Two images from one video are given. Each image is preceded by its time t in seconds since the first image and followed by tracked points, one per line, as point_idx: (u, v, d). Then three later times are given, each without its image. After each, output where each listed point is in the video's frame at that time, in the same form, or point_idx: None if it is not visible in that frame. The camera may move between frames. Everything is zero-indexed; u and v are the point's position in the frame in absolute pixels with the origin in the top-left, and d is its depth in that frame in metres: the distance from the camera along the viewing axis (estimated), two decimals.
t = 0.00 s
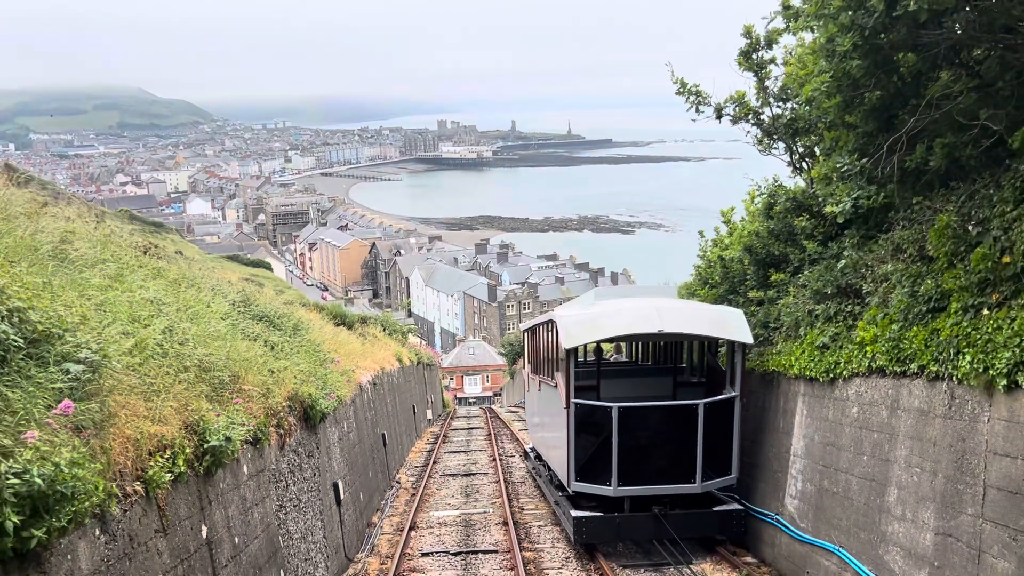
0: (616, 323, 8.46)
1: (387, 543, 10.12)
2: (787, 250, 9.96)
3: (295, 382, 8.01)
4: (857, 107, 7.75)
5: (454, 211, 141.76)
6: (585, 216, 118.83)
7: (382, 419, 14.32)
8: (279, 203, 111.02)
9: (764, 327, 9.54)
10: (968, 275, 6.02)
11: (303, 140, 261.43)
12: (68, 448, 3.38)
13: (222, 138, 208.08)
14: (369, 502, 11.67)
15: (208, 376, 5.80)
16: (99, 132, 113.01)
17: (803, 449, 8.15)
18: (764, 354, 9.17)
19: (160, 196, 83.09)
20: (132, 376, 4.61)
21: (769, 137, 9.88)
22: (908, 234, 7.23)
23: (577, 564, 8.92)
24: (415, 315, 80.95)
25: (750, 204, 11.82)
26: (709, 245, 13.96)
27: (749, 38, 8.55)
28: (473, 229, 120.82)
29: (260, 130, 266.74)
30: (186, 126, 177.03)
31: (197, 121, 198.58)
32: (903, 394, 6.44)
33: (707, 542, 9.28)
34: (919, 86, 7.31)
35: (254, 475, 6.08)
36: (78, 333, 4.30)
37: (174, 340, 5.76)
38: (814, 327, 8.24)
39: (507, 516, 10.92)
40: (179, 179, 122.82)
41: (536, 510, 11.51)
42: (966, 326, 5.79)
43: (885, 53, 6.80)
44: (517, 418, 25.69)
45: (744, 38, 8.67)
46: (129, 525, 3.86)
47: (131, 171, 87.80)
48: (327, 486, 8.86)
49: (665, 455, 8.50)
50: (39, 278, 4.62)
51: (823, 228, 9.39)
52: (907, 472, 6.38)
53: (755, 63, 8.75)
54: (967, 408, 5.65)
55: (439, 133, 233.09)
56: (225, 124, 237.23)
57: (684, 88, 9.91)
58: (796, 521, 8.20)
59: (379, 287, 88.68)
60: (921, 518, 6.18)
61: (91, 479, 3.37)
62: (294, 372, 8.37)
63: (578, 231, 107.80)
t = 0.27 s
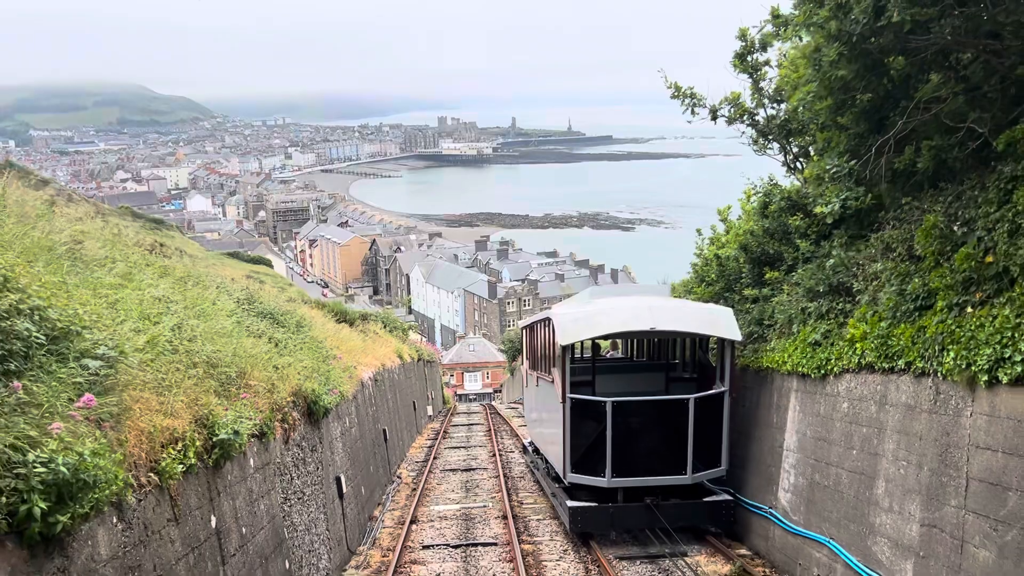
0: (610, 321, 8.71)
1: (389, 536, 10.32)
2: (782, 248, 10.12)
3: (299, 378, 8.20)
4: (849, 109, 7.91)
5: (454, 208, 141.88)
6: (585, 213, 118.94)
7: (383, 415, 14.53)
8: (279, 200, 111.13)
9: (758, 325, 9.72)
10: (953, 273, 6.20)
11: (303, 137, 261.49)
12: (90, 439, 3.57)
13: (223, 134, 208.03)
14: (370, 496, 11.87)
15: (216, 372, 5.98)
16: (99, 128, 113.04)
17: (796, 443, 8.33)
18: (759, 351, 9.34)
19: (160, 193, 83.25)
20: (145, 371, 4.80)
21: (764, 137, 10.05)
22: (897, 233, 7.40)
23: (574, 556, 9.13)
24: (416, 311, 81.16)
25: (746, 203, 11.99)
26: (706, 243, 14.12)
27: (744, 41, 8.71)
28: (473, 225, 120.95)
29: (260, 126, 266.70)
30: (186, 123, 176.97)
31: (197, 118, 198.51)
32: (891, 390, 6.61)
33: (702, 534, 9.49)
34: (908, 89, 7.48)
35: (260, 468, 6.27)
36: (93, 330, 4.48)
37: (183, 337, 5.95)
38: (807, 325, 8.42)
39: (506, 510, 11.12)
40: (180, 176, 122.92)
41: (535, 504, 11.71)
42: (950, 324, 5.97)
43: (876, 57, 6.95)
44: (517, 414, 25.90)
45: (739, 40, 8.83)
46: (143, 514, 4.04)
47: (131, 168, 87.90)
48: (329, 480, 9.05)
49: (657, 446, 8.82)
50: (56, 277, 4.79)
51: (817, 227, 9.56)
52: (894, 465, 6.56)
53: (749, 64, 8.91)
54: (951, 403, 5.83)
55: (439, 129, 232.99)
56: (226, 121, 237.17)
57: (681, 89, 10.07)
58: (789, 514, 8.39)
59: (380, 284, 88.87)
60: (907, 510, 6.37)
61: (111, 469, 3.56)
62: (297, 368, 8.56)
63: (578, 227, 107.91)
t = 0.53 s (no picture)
0: (607, 318, 8.93)
1: (390, 529, 10.50)
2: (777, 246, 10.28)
3: (302, 373, 8.36)
4: (842, 110, 8.05)
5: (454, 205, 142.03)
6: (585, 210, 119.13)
7: (384, 411, 14.71)
8: (280, 197, 111.23)
9: (754, 322, 9.88)
10: (941, 272, 6.36)
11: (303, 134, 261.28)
12: (107, 431, 3.74)
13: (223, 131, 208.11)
14: (372, 490, 12.05)
15: (223, 367, 6.15)
16: (99, 125, 113.09)
17: (790, 438, 8.50)
18: (754, 347, 9.52)
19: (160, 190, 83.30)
20: (157, 367, 4.97)
21: (760, 137, 10.21)
22: (889, 233, 7.56)
23: (572, 549, 9.31)
24: (416, 308, 81.34)
25: (743, 202, 12.15)
26: (704, 241, 14.28)
27: (739, 42, 8.86)
28: (473, 223, 121.07)
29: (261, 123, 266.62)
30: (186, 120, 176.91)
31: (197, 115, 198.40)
32: (882, 385, 6.77)
33: (697, 527, 9.66)
34: (900, 91, 7.63)
35: (265, 461, 6.43)
36: (107, 327, 4.64)
37: (191, 333, 6.12)
38: (801, 322, 8.57)
39: (505, 504, 11.29)
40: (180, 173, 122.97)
41: (535, 498, 11.89)
42: (937, 321, 6.13)
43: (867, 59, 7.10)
44: (517, 410, 26.12)
45: (735, 42, 8.97)
46: (155, 503, 4.21)
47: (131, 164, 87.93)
48: (332, 474, 9.22)
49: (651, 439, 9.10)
50: (69, 275, 4.94)
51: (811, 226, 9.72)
52: (884, 459, 6.73)
53: (745, 66, 9.05)
54: (937, 398, 6.00)
55: (440, 126, 232.91)
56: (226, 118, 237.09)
57: (677, 90, 10.23)
58: (783, 507, 8.55)
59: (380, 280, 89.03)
60: (896, 502, 6.53)
61: (126, 460, 3.72)
62: (301, 364, 8.73)
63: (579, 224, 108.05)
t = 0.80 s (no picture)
0: (602, 318, 9.21)
1: (391, 522, 10.68)
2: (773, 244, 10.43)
3: (305, 369, 8.53)
4: (835, 111, 8.19)
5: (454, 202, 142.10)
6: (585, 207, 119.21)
7: (385, 406, 14.89)
8: (280, 193, 111.29)
9: (749, 319, 10.05)
10: (929, 270, 6.53)
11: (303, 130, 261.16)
12: (123, 423, 3.91)
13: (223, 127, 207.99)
14: (373, 485, 12.22)
15: (230, 363, 6.32)
16: (99, 122, 113.14)
17: (783, 433, 8.67)
18: (749, 344, 9.69)
19: (161, 187, 83.36)
20: (167, 362, 5.14)
21: (755, 137, 10.37)
22: (880, 232, 7.72)
23: (570, 542, 9.49)
24: (416, 305, 81.51)
25: (739, 201, 12.31)
26: (701, 239, 14.43)
27: (735, 44, 9.01)
28: (473, 219, 121.17)
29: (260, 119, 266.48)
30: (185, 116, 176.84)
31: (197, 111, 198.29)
32: (871, 380, 6.93)
33: (693, 521, 9.83)
34: (891, 92, 7.78)
35: (270, 455, 6.60)
36: (119, 324, 4.81)
37: (199, 330, 6.29)
38: (794, 319, 8.74)
39: (504, 498, 11.47)
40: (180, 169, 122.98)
41: (533, 492, 12.07)
42: (925, 318, 6.29)
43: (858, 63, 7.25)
44: (516, 407, 26.32)
45: (730, 44, 9.12)
46: (167, 494, 4.37)
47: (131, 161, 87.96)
48: (334, 468, 9.39)
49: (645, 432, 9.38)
50: (82, 273, 5.11)
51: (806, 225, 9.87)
52: (873, 453, 6.89)
53: (740, 67, 9.21)
54: (924, 393, 6.16)
55: (439, 123, 232.78)
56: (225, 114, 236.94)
57: (674, 91, 10.39)
58: (777, 500, 8.72)
59: (380, 277, 89.19)
60: (885, 494, 6.70)
61: (141, 451, 3.89)
62: (304, 360, 8.90)
63: (578, 221, 108.15)
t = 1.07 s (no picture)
0: (597, 316, 9.43)
1: (392, 516, 10.86)
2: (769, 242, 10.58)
3: (308, 365, 8.70)
4: (828, 112, 8.35)
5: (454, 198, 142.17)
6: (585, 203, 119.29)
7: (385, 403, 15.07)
8: (280, 190, 111.36)
9: (745, 315, 10.22)
10: (917, 269, 6.69)
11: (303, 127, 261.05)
12: (137, 415, 4.08)
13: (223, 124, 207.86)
14: (374, 479, 12.39)
15: (236, 359, 6.49)
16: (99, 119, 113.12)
17: (777, 427, 8.84)
18: (744, 341, 9.85)
19: (161, 184, 83.40)
20: (177, 357, 5.31)
21: (751, 137, 10.52)
22: (871, 231, 7.87)
23: (567, 534, 9.67)
24: (416, 302, 81.68)
25: (736, 199, 12.46)
26: (698, 237, 14.59)
27: (730, 46, 9.16)
28: (472, 216, 121.27)
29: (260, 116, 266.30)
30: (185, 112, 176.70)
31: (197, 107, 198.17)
32: (862, 376, 7.10)
33: (689, 514, 10.00)
34: (883, 94, 7.93)
35: (274, 448, 6.77)
36: (131, 320, 5.00)
37: (206, 327, 6.46)
38: (788, 316, 8.90)
39: (504, 492, 11.65)
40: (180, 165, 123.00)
41: (532, 487, 12.24)
42: (913, 315, 6.46)
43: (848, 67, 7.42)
44: (516, 403, 26.51)
45: (726, 46, 9.27)
46: (177, 484, 4.54)
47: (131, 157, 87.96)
48: (336, 462, 9.56)
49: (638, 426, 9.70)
50: (95, 271, 5.28)
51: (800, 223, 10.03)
52: (864, 447, 7.06)
53: (736, 68, 9.36)
54: (912, 388, 6.33)
55: (439, 119, 232.69)
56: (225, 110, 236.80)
57: (671, 91, 10.55)
58: (771, 494, 8.89)
59: (380, 274, 89.34)
60: (874, 487, 6.87)
61: (154, 442, 4.06)
62: (307, 356, 9.07)
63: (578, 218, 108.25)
